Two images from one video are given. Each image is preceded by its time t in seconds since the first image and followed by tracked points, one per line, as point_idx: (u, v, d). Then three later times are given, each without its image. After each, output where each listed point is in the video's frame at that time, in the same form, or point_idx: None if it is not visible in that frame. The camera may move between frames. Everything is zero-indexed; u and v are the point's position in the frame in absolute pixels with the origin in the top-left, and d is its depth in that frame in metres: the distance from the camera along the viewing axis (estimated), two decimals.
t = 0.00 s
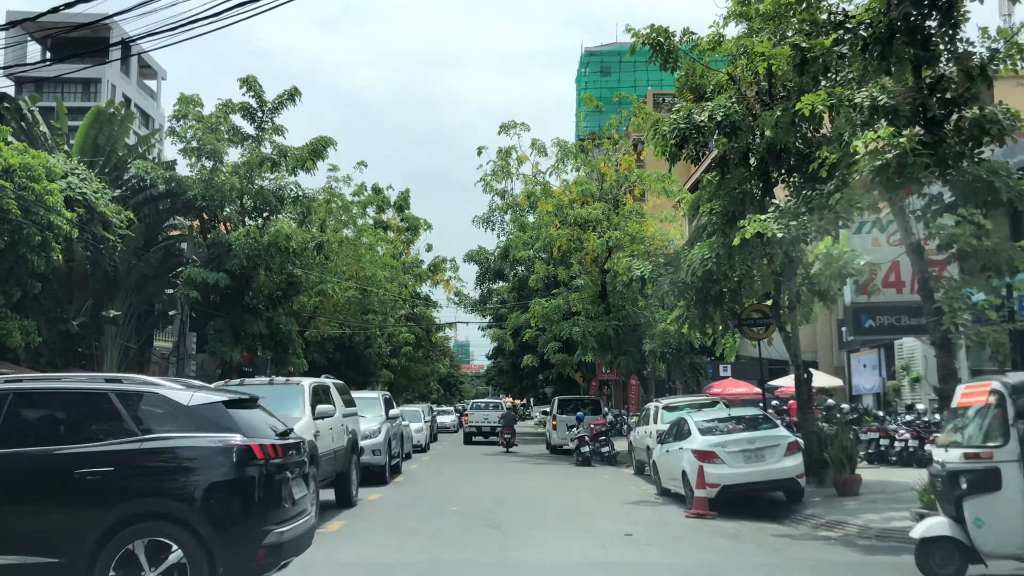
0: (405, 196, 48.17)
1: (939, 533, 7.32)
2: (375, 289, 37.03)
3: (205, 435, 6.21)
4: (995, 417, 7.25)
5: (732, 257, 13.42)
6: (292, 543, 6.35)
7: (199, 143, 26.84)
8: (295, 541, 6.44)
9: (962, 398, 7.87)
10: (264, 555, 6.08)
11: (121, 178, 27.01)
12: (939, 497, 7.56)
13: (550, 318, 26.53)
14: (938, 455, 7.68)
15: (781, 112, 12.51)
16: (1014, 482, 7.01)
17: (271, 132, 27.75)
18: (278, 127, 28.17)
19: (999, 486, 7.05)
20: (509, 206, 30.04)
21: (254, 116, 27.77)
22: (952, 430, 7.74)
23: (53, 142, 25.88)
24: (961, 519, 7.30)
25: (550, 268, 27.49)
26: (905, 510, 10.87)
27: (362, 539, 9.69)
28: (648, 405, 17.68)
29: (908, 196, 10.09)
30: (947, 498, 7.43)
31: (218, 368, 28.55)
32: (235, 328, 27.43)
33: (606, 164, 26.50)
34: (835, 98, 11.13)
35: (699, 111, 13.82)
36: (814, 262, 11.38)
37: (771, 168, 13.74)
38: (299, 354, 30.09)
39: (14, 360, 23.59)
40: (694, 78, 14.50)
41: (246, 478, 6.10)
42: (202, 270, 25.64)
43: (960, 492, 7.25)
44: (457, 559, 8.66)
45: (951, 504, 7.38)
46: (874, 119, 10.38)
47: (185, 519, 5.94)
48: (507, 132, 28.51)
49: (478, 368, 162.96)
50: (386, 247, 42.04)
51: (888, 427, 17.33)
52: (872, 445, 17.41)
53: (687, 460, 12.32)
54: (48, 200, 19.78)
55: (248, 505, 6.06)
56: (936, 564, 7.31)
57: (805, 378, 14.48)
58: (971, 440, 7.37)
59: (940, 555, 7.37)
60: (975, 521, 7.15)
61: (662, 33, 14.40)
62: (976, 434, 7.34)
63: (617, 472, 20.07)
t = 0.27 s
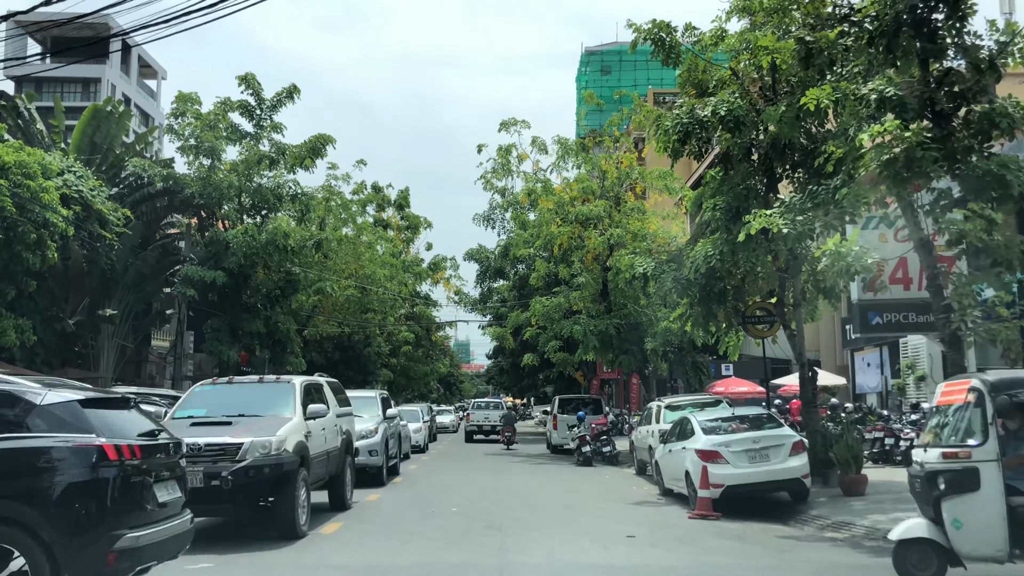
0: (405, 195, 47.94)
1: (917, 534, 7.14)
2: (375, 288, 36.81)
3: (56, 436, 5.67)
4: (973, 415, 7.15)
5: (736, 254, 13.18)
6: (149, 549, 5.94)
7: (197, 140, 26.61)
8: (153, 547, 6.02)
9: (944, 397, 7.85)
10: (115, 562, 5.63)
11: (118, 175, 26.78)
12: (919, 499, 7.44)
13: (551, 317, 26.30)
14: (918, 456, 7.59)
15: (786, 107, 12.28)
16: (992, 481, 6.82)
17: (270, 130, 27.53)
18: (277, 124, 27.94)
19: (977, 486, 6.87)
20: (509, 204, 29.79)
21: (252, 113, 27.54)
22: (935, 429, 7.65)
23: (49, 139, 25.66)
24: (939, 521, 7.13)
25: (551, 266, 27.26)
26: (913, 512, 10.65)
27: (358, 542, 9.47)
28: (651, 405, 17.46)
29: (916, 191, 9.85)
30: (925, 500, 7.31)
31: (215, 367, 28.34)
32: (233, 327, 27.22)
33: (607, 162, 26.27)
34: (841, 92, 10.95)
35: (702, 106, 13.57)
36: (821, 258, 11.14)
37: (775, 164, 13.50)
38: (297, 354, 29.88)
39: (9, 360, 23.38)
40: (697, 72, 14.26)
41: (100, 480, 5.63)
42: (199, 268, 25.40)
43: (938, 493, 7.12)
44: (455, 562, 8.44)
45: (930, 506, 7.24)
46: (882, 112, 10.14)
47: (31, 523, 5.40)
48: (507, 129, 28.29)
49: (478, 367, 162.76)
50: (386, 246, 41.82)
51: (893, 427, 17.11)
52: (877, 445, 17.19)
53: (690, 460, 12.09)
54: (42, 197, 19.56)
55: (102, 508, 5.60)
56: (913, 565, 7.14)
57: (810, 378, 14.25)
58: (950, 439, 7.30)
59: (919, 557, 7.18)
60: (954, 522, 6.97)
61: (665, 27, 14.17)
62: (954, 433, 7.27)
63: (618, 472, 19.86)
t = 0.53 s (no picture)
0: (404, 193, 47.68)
1: (910, 537, 6.90)
2: (374, 287, 36.58)
3: None
4: (968, 414, 6.88)
5: (740, 250, 12.93)
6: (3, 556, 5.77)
7: (194, 137, 26.35)
8: (12, 550, 5.90)
9: (937, 393, 7.57)
10: None
11: (114, 173, 26.52)
12: (913, 500, 7.18)
13: (551, 315, 26.03)
14: (913, 456, 7.32)
15: (792, 100, 12.03)
16: (988, 483, 6.59)
17: (267, 127, 27.28)
18: (275, 122, 27.69)
19: (972, 487, 6.63)
20: (509, 202, 29.54)
21: (249, 110, 27.29)
22: (928, 428, 7.38)
23: (44, 137, 25.41)
24: (934, 524, 6.88)
25: (552, 264, 27.01)
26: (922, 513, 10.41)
27: (355, 546, 9.22)
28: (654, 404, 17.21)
29: (926, 184, 9.59)
30: (919, 502, 7.05)
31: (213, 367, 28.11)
32: (230, 326, 27.00)
33: (607, 159, 26.02)
34: (848, 84, 10.77)
35: (705, 99, 13.31)
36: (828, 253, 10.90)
37: (780, 158, 13.25)
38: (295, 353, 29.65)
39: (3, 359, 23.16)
40: (699, 65, 14.00)
41: None
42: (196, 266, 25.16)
43: (932, 495, 6.87)
44: (453, 566, 8.20)
45: (923, 508, 6.99)
46: (891, 104, 9.89)
47: None
48: (507, 126, 28.04)
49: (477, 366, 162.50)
50: (385, 245, 41.58)
51: (899, 426, 16.88)
52: (883, 445, 16.95)
53: (694, 460, 11.84)
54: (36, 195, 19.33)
55: None
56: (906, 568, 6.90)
57: (816, 377, 14.00)
58: (945, 438, 7.02)
59: (912, 561, 6.95)
60: (948, 525, 6.73)
61: (668, 19, 13.92)
62: (949, 433, 7.00)
63: (620, 472, 19.62)
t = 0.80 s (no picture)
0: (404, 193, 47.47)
1: (912, 545, 6.62)
2: (374, 287, 36.35)
3: None
4: (975, 417, 6.64)
5: (746, 248, 12.68)
6: None
7: (192, 135, 26.10)
8: None
9: (943, 396, 7.33)
10: None
11: (111, 172, 26.26)
12: (917, 506, 6.93)
13: (552, 316, 25.77)
14: (916, 461, 7.08)
15: (799, 96, 11.78)
16: (994, 488, 6.35)
17: (266, 125, 27.05)
18: (273, 120, 27.46)
19: (978, 493, 6.39)
20: (509, 201, 29.29)
21: (248, 108, 27.06)
22: (933, 431, 7.14)
23: (40, 135, 25.16)
24: (938, 530, 6.62)
25: (553, 264, 26.78)
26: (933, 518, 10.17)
27: (351, 551, 8.96)
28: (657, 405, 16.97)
29: (938, 179, 9.33)
30: (923, 508, 6.81)
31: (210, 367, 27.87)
32: (228, 326, 26.76)
33: (609, 158, 25.78)
34: (856, 79, 10.52)
35: (709, 96, 13.06)
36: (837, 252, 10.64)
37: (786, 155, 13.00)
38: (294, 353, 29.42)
39: None
40: (703, 61, 13.75)
41: None
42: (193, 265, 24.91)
43: (937, 502, 6.63)
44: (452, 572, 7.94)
45: (928, 515, 6.74)
46: (901, 98, 9.63)
47: None
48: (508, 124, 27.81)
49: (477, 367, 162.31)
50: (385, 245, 41.36)
51: (905, 428, 16.64)
52: (889, 447, 16.72)
53: (699, 463, 11.58)
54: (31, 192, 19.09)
55: None
56: None
57: (822, 378, 13.76)
58: (949, 442, 6.77)
59: (914, 569, 6.65)
60: (953, 532, 6.48)
61: (671, 13, 13.67)
62: (954, 436, 6.76)
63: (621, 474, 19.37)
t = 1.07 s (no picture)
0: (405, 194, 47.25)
1: (922, 554, 6.37)
2: (374, 287, 36.12)
3: None
4: (986, 419, 6.39)
5: (751, 247, 12.43)
6: None
7: (190, 134, 25.85)
8: None
9: (951, 397, 7.06)
10: None
11: (109, 171, 26.01)
12: (925, 513, 6.66)
13: (553, 316, 25.52)
14: (924, 465, 6.81)
15: (807, 91, 11.54)
16: (1007, 494, 6.12)
17: (265, 124, 26.82)
18: (272, 119, 27.23)
19: (991, 500, 6.15)
20: (510, 201, 29.06)
21: (247, 107, 26.82)
22: (940, 435, 6.88)
23: (36, 133, 24.90)
24: (948, 538, 6.37)
25: (554, 265, 26.53)
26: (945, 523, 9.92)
27: (347, 557, 8.72)
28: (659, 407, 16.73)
29: (949, 174, 9.07)
30: (931, 515, 6.53)
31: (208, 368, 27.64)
32: (226, 326, 26.53)
33: (610, 157, 25.55)
34: (865, 73, 10.29)
35: (715, 91, 12.81)
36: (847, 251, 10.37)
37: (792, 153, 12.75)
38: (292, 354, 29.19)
39: None
40: (708, 56, 13.50)
41: None
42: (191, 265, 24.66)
43: (947, 508, 6.38)
44: None
45: (936, 522, 6.49)
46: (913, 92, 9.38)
47: None
48: (509, 123, 27.58)
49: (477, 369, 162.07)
50: (385, 246, 41.12)
51: (911, 430, 16.42)
52: (895, 450, 16.49)
53: (704, 466, 11.33)
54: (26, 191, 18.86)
55: None
56: None
57: (829, 380, 13.51)
58: (960, 445, 6.52)
59: None
60: (965, 540, 6.24)
61: (676, 8, 13.43)
62: (965, 439, 6.51)
63: (623, 476, 19.12)
